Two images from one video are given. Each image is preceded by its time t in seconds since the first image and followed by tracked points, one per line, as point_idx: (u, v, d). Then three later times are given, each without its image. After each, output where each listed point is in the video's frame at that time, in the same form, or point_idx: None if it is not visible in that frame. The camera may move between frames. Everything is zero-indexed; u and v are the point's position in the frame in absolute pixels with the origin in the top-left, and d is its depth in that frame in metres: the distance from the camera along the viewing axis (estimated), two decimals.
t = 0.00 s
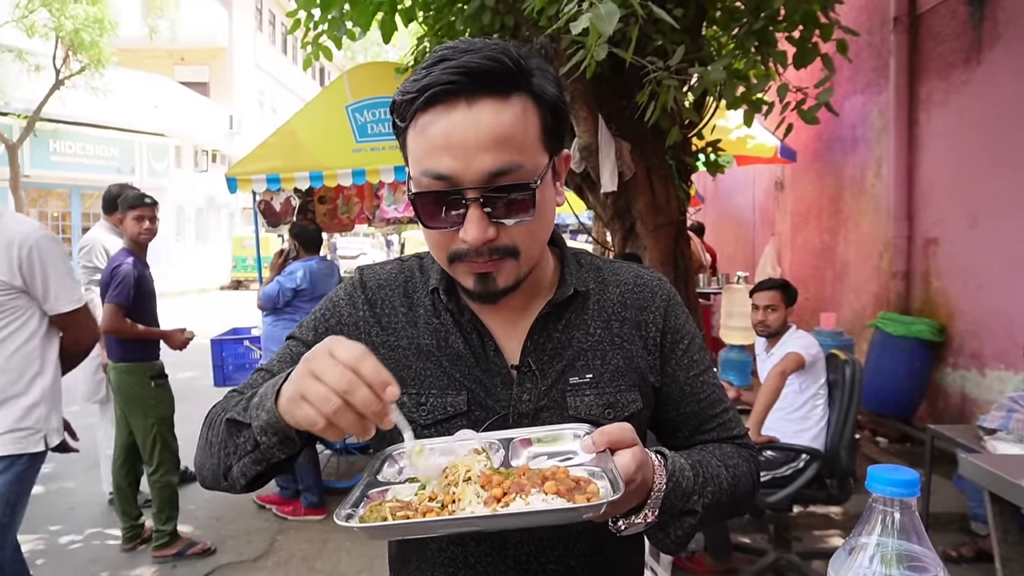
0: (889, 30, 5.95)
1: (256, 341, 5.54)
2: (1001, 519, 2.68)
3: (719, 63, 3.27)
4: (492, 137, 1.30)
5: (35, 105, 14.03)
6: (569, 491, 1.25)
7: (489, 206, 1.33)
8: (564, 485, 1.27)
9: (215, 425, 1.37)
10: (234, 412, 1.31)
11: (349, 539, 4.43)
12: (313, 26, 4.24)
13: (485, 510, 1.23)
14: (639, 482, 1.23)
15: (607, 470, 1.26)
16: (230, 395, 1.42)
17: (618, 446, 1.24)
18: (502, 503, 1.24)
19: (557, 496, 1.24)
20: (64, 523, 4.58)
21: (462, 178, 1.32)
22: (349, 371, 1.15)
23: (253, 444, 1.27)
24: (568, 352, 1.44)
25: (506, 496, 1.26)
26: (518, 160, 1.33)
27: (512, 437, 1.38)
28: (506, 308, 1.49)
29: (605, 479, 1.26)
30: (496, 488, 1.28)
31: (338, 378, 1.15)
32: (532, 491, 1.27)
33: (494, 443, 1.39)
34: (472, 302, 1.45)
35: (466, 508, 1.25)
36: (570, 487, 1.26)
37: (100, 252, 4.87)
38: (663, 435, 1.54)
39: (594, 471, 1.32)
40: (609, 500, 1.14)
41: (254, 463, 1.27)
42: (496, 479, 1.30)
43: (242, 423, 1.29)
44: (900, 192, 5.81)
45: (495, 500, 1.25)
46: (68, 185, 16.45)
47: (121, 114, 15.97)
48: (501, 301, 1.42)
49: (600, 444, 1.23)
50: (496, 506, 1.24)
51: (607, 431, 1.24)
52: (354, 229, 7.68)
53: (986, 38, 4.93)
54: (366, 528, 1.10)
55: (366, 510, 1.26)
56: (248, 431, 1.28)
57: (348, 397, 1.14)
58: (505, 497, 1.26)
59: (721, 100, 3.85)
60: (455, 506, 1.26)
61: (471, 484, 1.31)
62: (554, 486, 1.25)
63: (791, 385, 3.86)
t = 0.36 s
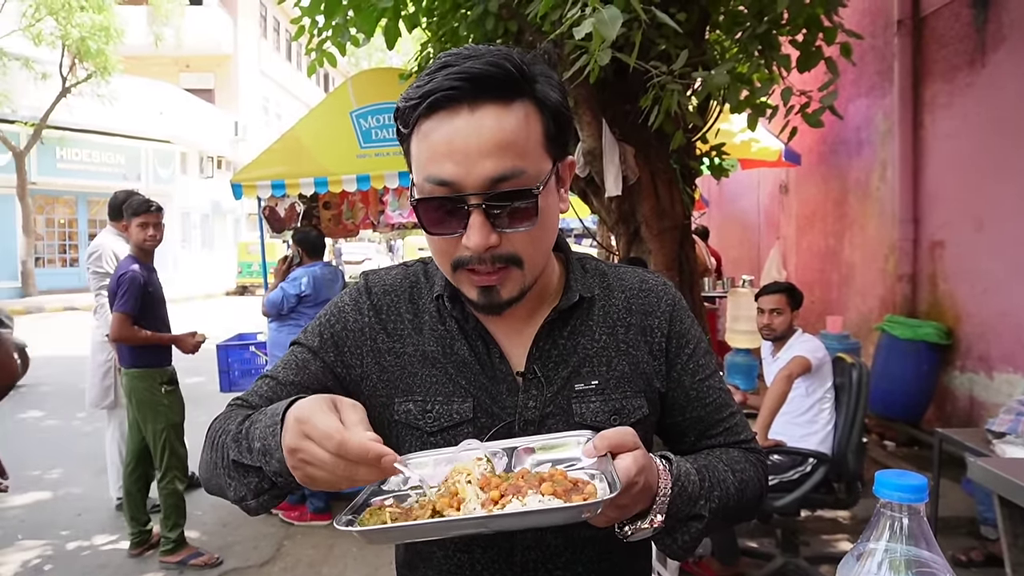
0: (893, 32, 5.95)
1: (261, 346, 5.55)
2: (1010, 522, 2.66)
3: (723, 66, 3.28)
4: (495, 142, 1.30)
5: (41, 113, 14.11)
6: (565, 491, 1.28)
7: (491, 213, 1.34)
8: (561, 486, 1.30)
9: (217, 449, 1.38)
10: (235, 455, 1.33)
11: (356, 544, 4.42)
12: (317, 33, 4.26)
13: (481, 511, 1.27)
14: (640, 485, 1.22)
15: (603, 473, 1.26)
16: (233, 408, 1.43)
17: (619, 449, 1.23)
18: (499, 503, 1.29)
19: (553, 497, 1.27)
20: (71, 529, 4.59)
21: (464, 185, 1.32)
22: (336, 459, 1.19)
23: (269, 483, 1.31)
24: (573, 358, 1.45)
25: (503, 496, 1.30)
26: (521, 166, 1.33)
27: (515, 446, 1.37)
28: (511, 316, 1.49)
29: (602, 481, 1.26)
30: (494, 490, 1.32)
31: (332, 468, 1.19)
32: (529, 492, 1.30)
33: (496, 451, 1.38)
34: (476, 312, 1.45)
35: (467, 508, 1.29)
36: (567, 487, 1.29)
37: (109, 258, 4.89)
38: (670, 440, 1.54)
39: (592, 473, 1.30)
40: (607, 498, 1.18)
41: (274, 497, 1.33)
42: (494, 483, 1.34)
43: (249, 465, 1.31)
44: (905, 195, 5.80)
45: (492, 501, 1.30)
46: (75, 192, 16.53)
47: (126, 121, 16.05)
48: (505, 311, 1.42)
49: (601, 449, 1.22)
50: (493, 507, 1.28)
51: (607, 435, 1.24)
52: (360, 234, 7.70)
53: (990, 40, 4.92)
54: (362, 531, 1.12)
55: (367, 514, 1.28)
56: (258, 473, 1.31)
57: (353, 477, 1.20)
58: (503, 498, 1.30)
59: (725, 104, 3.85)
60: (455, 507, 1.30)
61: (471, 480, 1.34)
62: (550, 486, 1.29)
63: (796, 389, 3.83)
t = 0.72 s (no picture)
0: (900, 26, 5.91)
1: (266, 339, 5.56)
2: (1016, 518, 2.66)
3: (729, 59, 3.25)
4: (501, 129, 1.30)
5: (46, 105, 14.13)
6: (569, 483, 1.28)
7: (496, 202, 1.32)
8: (565, 479, 1.30)
9: (224, 445, 1.38)
10: (243, 457, 1.35)
11: (360, 536, 4.44)
12: (321, 25, 4.25)
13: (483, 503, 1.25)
14: (647, 479, 1.21)
15: (609, 466, 1.26)
16: (242, 401, 1.44)
17: (626, 443, 1.23)
18: (502, 496, 1.26)
19: (557, 488, 1.27)
20: (76, 520, 4.61)
21: (470, 171, 1.32)
22: (335, 481, 1.19)
23: (283, 482, 1.33)
24: (581, 351, 1.44)
25: (508, 489, 1.29)
26: (527, 152, 1.32)
27: (524, 437, 1.36)
28: (519, 309, 1.49)
29: (608, 474, 1.27)
30: (500, 483, 1.31)
31: (337, 489, 1.20)
32: (533, 485, 1.30)
33: (503, 442, 1.37)
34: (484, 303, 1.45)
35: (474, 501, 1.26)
36: (571, 479, 1.29)
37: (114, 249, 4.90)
38: (679, 435, 1.53)
39: (598, 466, 1.32)
40: (614, 491, 1.16)
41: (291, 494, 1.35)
42: (500, 474, 1.33)
43: (259, 468, 1.33)
44: (912, 189, 5.76)
45: (497, 493, 1.28)
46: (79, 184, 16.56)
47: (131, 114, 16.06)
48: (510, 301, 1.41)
49: (608, 441, 1.22)
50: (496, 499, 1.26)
51: (614, 428, 1.24)
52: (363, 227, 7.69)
53: (998, 34, 4.88)
54: (365, 521, 1.12)
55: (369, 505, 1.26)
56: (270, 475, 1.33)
57: (362, 488, 1.20)
58: (506, 491, 1.29)
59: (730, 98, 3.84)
60: (460, 492, 1.29)
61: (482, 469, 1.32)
62: (554, 478, 1.28)
63: (802, 383, 3.84)
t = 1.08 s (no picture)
0: (896, 26, 5.93)
1: (262, 340, 5.55)
2: (1011, 517, 2.66)
3: (726, 59, 3.26)
4: (506, 92, 1.43)
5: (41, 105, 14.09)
6: (579, 493, 1.25)
7: (497, 157, 1.41)
8: (576, 487, 1.27)
9: (222, 449, 1.39)
10: (237, 456, 1.35)
11: (356, 537, 4.43)
12: (318, 25, 4.24)
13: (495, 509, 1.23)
14: (657, 488, 1.22)
15: (622, 474, 1.25)
16: (243, 407, 1.45)
17: (636, 450, 1.24)
18: (511, 502, 1.25)
19: (568, 498, 1.24)
20: (71, 521, 4.59)
21: (473, 127, 1.43)
22: (320, 453, 1.22)
23: (278, 481, 1.33)
24: (586, 354, 1.46)
25: (515, 495, 1.26)
26: (528, 113, 1.44)
27: (530, 436, 1.39)
28: (522, 308, 1.52)
29: (619, 484, 1.26)
30: (505, 489, 1.28)
31: (323, 462, 1.23)
32: (541, 491, 1.27)
33: (512, 439, 1.38)
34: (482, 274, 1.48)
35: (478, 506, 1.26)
36: (580, 489, 1.27)
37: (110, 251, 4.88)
38: (684, 438, 1.54)
39: (608, 474, 1.32)
40: (626, 503, 1.13)
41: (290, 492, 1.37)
42: (505, 483, 1.30)
43: (256, 468, 1.33)
44: (908, 190, 5.78)
45: (503, 499, 1.26)
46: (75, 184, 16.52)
47: (127, 114, 16.03)
48: (512, 272, 1.44)
49: (619, 447, 1.23)
50: (505, 505, 1.24)
51: (625, 434, 1.25)
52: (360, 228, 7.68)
53: (993, 34, 4.90)
54: (373, 519, 1.10)
55: (375, 501, 1.24)
56: (266, 475, 1.33)
57: (347, 462, 1.23)
58: (515, 496, 1.27)
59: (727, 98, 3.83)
60: (466, 499, 1.30)
61: (487, 470, 1.34)
62: (564, 488, 1.25)
63: (797, 383, 3.85)
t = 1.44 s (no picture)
0: (892, 19, 5.93)
1: (261, 339, 5.55)
2: (1010, 509, 2.67)
3: (721, 54, 3.25)
4: (508, 90, 1.43)
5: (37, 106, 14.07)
6: (587, 502, 1.24)
7: (499, 154, 1.42)
8: (584, 496, 1.26)
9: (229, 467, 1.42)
10: (242, 470, 1.37)
11: (356, 535, 4.44)
12: (313, 23, 4.23)
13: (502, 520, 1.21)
14: (658, 488, 1.24)
15: (625, 476, 1.25)
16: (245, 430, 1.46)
17: (641, 447, 1.26)
18: (518, 513, 1.22)
19: (576, 507, 1.22)
20: (71, 522, 4.60)
21: (477, 125, 1.43)
22: (310, 441, 1.24)
23: (285, 489, 1.37)
24: (586, 354, 1.46)
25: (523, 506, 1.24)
26: (531, 112, 1.44)
27: (531, 424, 1.40)
28: (521, 309, 1.52)
29: (626, 489, 1.24)
30: (512, 499, 1.27)
31: (314, 451, 1.25)
32: (551, 502, 1.25)
33: (511, 431, 1.40)
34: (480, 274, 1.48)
35: (476, 519, 1.25)
36: (588, 497, 1.25)
37: (107, 252, 4.87)
38: (686, 433, 1.55)
39: (614, 477, 1.29)
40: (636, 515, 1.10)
41: (296, 500, 1.39)
42: (511, 495, 1.29)
43: (261, 479, 1.36)
44: (905, 183, 5.78)
45: (512, 508, 1.25)
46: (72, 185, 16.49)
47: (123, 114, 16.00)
48: (516, 273, 1.45)
49: (623, 444, 1.25)
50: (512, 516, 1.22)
51: (629, 431, 1.26)
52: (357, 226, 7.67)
53: (989, 27, 4.90)
54: (380, 530, 1.11)
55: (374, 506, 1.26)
56: (272, 485, 1.36)
57: (337, 446, 1.26)
58: (522, 505, 1.25)
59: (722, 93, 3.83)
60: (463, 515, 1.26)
61: (490, 477, 1.37)
62: (572, 497, 1.23)
63: (796, 377, 3.85)
